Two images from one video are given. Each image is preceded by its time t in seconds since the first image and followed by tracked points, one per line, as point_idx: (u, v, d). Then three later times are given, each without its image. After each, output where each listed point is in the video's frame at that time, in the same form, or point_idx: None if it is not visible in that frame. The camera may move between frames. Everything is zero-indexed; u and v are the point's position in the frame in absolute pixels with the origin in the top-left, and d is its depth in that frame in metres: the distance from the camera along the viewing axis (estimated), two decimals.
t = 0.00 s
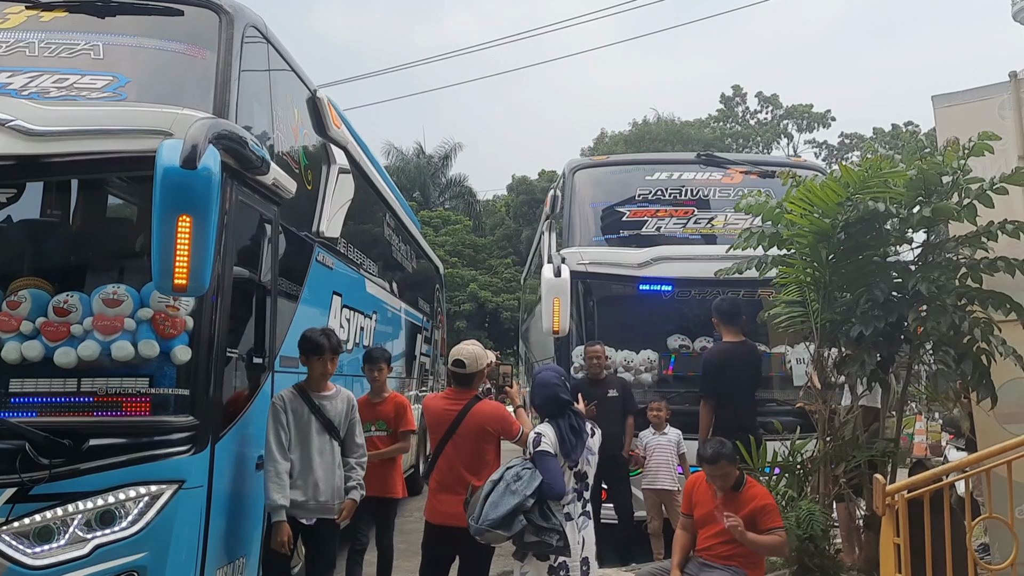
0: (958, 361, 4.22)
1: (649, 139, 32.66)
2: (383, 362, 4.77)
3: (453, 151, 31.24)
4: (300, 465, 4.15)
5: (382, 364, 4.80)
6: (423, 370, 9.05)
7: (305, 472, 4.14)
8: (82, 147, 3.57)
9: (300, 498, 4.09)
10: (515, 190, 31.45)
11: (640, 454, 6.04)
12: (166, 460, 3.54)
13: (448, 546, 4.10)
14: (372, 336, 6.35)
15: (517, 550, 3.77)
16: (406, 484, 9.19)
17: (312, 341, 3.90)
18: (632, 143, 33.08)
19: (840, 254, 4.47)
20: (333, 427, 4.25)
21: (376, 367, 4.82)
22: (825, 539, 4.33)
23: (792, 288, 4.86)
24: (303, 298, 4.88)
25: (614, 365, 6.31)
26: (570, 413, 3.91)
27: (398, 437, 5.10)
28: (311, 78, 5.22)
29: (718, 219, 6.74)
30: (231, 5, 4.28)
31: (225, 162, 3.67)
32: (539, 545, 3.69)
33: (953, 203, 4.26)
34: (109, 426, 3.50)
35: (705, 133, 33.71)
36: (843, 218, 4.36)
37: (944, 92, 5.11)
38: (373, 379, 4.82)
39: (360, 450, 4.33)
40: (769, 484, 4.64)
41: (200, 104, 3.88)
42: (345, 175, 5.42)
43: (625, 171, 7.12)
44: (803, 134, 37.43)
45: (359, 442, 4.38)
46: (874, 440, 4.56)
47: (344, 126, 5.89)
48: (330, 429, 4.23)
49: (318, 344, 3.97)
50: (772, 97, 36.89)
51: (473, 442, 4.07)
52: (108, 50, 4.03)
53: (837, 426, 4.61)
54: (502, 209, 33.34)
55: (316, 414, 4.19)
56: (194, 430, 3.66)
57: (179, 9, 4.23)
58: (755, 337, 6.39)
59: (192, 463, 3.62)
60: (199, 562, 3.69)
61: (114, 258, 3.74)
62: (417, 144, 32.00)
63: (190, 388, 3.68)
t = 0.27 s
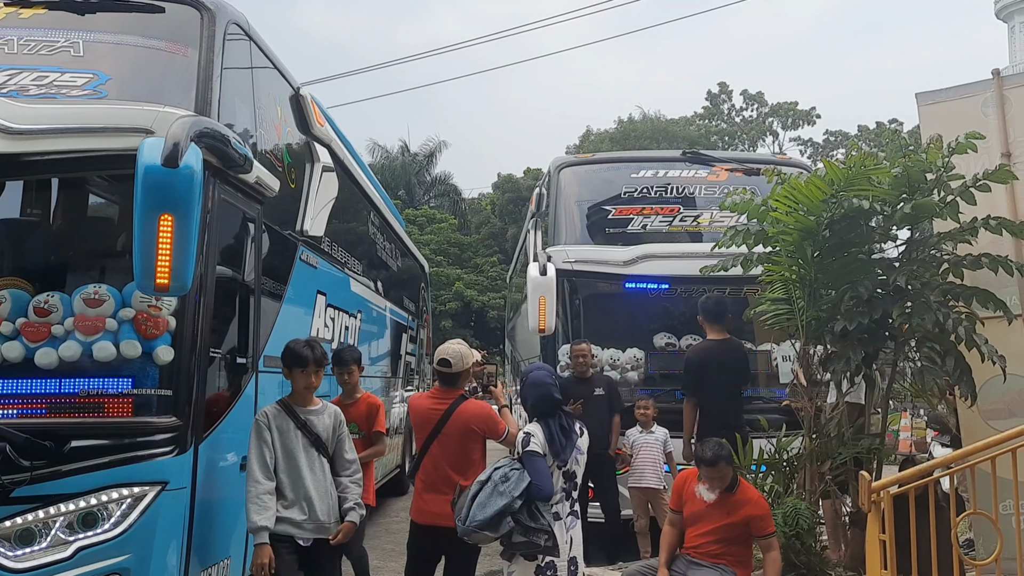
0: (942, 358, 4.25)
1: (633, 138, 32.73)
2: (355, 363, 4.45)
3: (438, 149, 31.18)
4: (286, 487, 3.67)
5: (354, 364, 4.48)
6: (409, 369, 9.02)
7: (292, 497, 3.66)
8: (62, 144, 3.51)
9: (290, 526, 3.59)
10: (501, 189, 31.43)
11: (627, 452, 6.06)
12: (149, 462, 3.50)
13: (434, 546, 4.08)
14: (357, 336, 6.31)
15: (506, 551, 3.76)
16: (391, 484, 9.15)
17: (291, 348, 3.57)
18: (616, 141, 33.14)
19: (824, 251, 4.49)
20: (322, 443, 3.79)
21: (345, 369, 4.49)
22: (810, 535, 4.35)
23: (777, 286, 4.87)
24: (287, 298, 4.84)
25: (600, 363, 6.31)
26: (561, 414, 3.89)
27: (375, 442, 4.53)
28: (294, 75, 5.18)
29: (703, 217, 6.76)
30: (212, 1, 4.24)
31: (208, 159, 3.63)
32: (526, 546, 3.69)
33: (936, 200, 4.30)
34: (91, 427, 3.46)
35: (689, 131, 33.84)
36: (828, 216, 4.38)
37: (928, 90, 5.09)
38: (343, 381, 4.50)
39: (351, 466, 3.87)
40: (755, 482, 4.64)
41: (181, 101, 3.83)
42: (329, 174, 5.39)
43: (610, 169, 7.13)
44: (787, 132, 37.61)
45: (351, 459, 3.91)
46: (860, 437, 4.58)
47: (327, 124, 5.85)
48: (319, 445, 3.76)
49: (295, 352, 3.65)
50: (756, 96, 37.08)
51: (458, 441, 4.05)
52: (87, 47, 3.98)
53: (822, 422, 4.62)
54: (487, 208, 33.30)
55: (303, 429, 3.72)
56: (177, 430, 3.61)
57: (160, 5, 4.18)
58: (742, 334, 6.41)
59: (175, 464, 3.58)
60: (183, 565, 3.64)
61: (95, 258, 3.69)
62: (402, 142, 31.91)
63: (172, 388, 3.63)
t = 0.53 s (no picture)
0: (925, 353, 4.30)
1: (620, 136, 32.76)
2: (329, 363, 4.23)
3: (425, 148, 31.12)
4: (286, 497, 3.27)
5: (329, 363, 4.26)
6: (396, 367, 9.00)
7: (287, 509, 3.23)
8: (44, 143, 3.48)
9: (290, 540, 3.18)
10: (487, 187, 31.42)
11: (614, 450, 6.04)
12: (134, 463, 3.48)
13: (421, 544, 4.07)
14: (344, 335, 6.29)
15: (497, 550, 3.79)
16: (379, 483, 9.13)
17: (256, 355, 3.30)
18: (602, 139, 33.18)
19: (809, 248, 4.51)
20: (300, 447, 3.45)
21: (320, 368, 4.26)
22: (796, 530, 4.39)
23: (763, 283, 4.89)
24: (273, 297, 4.82)
25: (587, 361, 6.32)
26: (554, 412, 3.90)
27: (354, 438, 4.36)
28: (279, 73, 5.16)
29: (689, 214, 6.78)
30: None
31: (192, 159, 3.62)
32: (519, 543, 3.71)
33: (921, 197, 4.35)
34: (75, 428, 3.43)
35: (675, 129, 33.94)
36: (814, 213, 4.40)
37: (913, 86, 5.00)
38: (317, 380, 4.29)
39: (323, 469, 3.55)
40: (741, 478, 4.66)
41: (165, 99, 3.81)
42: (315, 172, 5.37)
43: (597, 167, 7.14)
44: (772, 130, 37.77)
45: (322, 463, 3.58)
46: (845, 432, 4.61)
47: (313, 123, 5.83)
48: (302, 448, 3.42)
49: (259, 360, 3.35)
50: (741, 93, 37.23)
51: (444, 439, 4.05)
52: (69, 45, 3.94)
53: (809, 418, 4.63)
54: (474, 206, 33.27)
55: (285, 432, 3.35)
56: (161, 430, 3.59)
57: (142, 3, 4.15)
58: (728, 331, 6.43)
59: (160, 464, 3.56)
60: (169, 566, 3.62)
61: (78, 257, 3.66)
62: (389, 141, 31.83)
63: (156, 388, 3.61)
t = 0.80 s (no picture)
0: (916, 350, 4.27)
1: (610, 134, 32.79)
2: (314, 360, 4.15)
3: (415, 147, 31.06)
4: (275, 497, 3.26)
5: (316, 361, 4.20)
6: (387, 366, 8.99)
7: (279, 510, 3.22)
8: (32, 143, 3.45)
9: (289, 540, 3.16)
10: (478, 185, 31.39)
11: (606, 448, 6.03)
12: (123, 464, 3.46)
13: (412, 543, 4.08)
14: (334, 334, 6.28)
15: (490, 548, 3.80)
16: (370, 482, 9.11)
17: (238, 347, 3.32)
18: (592, 137, 33.18)
19: (800, 246, 4.53)
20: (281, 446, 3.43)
21: (306, 366, 4.19)
22: (787, 527, 4.40)
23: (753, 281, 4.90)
24: (264, 296, 4.81)
25: (578, 359, 6.33)
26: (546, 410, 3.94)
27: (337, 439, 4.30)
28: (268, 73, 5.15)
29: (680, 212, 6.79)
30: None
31: (181, 158, 3.60)
32: (514, 542, 3.73)
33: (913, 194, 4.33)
34: (64, 429, 3.41)
35: (665, 127, 34.00)
36: (805, 210, 4.42)
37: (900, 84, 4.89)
38: (303, 379, 4.21)
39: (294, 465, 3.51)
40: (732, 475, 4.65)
41: (153, 99, 3.78)
42: (305, 171, 5.36)
43: (588, 165, 7.15)
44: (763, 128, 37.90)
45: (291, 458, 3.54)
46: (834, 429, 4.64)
47: (302, 121, 5.81)
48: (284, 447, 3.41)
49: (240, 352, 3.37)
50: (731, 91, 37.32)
51: (433, 438, 4.05)
52: (57, 44, 3.91)
53: (799, 415, 4.66)
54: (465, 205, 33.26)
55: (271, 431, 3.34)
56: (151, 431, 3.57)
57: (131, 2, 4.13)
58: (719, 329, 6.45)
59: (150, 465, 3.55)
60: (159, 566, 3.61)
61: (66, 258, 3.63)
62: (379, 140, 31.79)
63: (146, 387, 3.59)
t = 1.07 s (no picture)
0: (906, 347, 4.27)
1: (600, 131, 32.80)
2: (303, 352, 4.22)
3: (405, 146, 31.00)
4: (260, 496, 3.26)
5: (304, 353, 4.26)
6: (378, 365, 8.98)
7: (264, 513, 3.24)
8: (19, 142, 3.44)
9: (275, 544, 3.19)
10: (469, 184, 31.36)
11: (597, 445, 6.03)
12: (113, 464, 3.44)
13: (403, 542, 4.07)
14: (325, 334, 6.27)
15: (488, 544, 3.85)
16: (361, 481, 9.10)
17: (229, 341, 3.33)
18: (583, 135, 33.20)
19: (790, 242, 4.53)
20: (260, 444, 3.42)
21: (293, 360, 4.26)
22: (779, 524, 4.41)
23: (744, 277, 4.91)
24: (253, 296, 4.79)
25: (569, 357, 6.34)
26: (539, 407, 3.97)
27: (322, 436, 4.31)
28: (256, 71, 5.13)
29: (670, 210, 6.80)
30: None
31: (170, 157, 3.59)
32: (511, 538, 3.78)
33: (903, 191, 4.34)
34: (53, 430, 3.38)
35: (655, 125, 34.05)
36: (795, 207, 4.42)
37: (887, 82, 4.89)
38: (291, 372, 4.25)
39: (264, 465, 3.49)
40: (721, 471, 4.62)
41: (141, 97, 3.76)
42: (294, 170, 5.34)
43: (577, 163, 7.15)
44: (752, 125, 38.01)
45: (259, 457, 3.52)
46: (826, 425, 4.65)
47: (291, 120, 5.79)
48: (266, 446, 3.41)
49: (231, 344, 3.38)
50: (721, 89, 37.41)
51: (422, 436, 4.05)
52: (44, 43, 3.88)
53: (790, 411, 4.68)
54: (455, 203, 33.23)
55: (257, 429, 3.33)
56: (141, 431, 3.55)
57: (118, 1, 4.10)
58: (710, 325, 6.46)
59: (140, 466, 3.53)
60: (149, 567, 3.59)
61: (53, 257, 3.61)
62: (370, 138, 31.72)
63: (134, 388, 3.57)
